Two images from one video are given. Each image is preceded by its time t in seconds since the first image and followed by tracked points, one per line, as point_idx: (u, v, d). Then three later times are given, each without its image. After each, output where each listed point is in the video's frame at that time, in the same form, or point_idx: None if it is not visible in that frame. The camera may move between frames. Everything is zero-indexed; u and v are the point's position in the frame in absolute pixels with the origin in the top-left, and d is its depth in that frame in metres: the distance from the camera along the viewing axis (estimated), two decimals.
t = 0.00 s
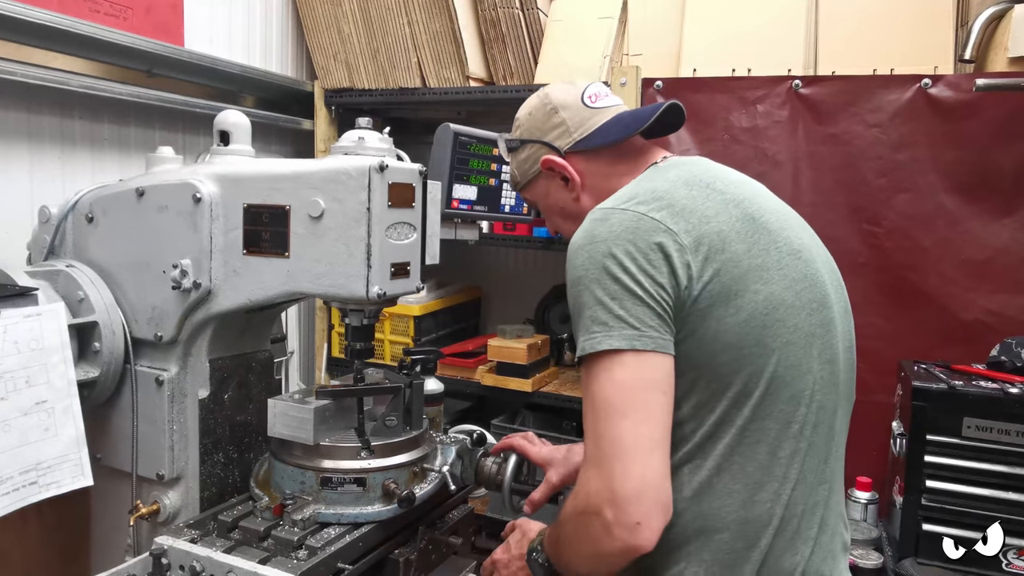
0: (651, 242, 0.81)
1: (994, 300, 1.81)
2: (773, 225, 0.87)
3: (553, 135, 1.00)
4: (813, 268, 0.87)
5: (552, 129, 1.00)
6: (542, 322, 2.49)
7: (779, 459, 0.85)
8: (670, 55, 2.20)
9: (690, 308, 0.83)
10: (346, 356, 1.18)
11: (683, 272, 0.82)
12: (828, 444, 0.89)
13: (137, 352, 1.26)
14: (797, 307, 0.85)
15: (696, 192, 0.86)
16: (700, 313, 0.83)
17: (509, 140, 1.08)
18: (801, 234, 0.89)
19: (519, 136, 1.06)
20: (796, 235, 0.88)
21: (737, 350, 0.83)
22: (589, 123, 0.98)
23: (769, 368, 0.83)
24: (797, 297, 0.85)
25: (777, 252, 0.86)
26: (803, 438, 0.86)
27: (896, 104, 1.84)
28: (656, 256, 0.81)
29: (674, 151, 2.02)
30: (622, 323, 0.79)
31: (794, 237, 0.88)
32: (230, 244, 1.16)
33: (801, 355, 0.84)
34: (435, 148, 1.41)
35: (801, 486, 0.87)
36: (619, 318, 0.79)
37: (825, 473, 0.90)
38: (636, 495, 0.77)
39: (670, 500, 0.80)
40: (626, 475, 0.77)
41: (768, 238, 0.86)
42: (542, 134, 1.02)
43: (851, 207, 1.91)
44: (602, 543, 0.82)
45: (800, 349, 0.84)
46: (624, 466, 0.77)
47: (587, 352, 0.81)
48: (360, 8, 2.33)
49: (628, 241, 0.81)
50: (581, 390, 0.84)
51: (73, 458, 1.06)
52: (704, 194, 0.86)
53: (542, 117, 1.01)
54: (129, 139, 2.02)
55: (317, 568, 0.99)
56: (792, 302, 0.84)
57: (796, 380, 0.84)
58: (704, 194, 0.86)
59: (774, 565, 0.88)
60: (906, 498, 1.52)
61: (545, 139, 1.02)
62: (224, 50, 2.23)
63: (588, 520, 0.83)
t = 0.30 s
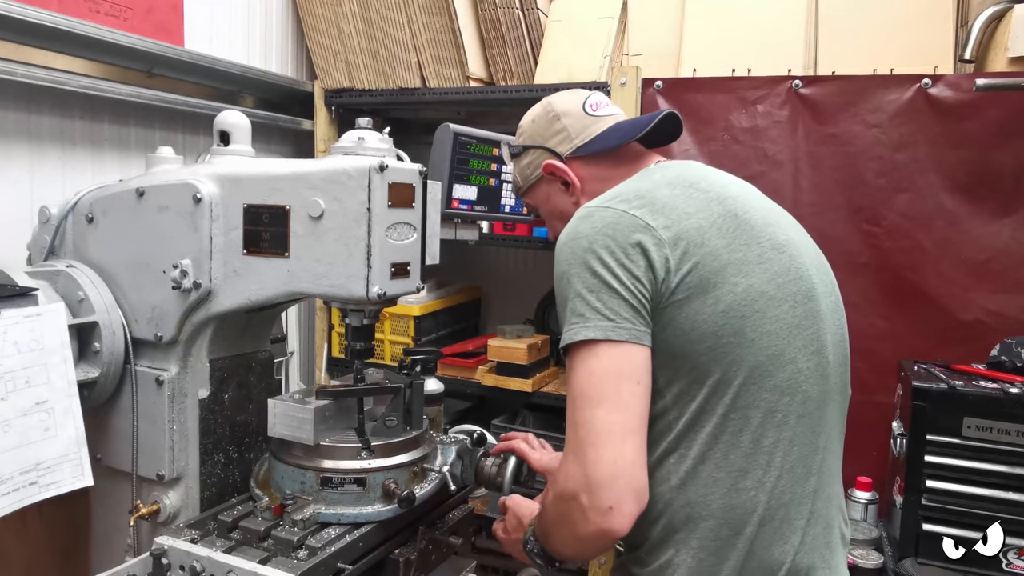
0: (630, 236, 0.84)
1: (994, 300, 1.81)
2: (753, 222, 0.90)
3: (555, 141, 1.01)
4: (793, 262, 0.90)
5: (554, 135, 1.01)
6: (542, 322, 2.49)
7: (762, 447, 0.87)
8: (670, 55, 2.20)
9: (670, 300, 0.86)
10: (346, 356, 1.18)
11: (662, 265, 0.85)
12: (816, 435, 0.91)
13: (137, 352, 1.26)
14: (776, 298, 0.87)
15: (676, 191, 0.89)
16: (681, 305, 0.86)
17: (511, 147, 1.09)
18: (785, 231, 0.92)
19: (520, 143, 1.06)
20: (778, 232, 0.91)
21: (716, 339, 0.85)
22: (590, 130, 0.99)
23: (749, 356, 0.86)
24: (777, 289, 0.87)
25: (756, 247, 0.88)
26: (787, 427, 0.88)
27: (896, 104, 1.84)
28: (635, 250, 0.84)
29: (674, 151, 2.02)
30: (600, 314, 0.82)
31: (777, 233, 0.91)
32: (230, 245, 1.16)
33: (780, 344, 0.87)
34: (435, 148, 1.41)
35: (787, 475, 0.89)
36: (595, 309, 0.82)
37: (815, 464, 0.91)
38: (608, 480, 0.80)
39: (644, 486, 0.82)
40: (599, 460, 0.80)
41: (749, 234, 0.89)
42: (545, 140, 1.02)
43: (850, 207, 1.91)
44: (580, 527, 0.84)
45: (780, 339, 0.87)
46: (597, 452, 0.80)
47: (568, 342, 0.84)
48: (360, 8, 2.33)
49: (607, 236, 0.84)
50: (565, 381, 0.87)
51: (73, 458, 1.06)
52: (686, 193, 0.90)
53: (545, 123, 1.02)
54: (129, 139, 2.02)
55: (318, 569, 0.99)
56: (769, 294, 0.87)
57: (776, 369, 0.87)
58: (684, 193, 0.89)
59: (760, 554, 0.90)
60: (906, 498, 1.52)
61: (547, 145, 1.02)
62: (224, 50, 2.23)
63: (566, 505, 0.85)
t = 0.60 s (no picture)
0: (619, 234, 0.84)
1: (994, 300, 1.81)
2: (741, 221, 0.90)
3: (548, 145, 1.02)
4: (782, 260, 0.90)
5: (546, 139, 1.02)
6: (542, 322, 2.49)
7: (754, 443, 0.87)
8: (670, 55, 2.20)
9: (660, 298, 0.86)
10: (346, 357, 1.18)
11: (652, 263, 0.85)
12: (808, 430, 0.91)
13: (137, 353, 1.26)
14: (765, 296, 0.87)
15: (665, 190, 0.89)
16: (671, 302, 0.86)
17: (504, 150, 1.09)
18: (774, 229, 0.93)
19: (515, 146, 1.06)
20: (767, 230, 0.91)
21: (705, 336, 0.85)
22: (583, 134, 0.99)
23: (739, 353, 0.86)
24: (766, 287, 0.88)
25: (744, 245, 0.89)
26: (779, 422, 0.88)
27: (896, 104, 1.85)
28: (624, 248, 0.84)
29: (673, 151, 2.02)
30: (590, 312, 0.82)
31: (766, 232, 0.91)
32: (230, 245, 1.16)
33: (770, 341, 0.87)
34: (434, 149, 1.41)
35: (779, 470, 0.89)
36: (586, 306, 0.82)
37: (807, 459, 0.91)
38: (600, 476, 0.80)
39: (635, 482, 0.82)
40: (590, 456, 0.80)
41: (737, 233, 0.89)
42: (537, 144, 1.03)
43: (850, 207, 1.91)
44: (571, 523, 0.84)
45: (770, 336, 0.87)
46: (589, 447, 0.80)
47: (558, 341, 0.84)
48: (360, 8, 2.33)
49: (597, 235, 0.84)
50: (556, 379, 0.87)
51: (73, 458, 1.06)
52: (675, 192, 0.90)
53: (538, 127, 1.02)
54: (129, 139, 2.02)
55: (318, 569, 0.99)
56: (758, 291, 0.87)
57: (767, 365, 0.87)
58: (672, 192, 0.89)
59: (754, 548, 0.90)
60: (906, 499, 1.52)
61: (539, 149, 1.02)
62: (224, 50, 2.23)
63: (558, 501, 0.86)
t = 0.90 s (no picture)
0: (618, 234, 0.84)
1: (994, 300, 1.81)
2: (737, 220, 0.90)
3: (542, 145, 1.02)
4: (779, 259, 0.90)
5: (541, 139, 1.02)
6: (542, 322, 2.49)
7: (753, 442, 0.87)
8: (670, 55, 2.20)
9: (659, 298, 0.86)
10: (346, 357, 1.18)
11: (650, 263, 0.85)
12: (807, 429, 0.91)
13: (136, 353, 1.26)
14: (763, 295, 0.87)
15: (662, 190, 0.89)
16: (670, 302, 0.86)
17: (497, 150, 1.09)
18: (770, 228, 0.93)
19: (508, 146, 1.06)
20: (764, 229, 0.91)
21: (704, 336, 0.85)
22: (577, 134, 1.00)
23: (737, 353, 0.86)
24: (764, 286, 0.88)
25: (741, 244, 0.89)
26: (777, 422, 0.88)
27: (896, 104, 1.85)
28: (622, 248, 0.84)
29: (673, 152, 2.02)
30: (589, 313, 0.82)
31: (763, 231, 0.91)
32: (230, 245, 1.16)
33: (769, 340, 0.87)
34: (434, 149, 1.42)
35: (778, 469, 0.89)
36: (584, 307, 0.82)
37: (805, 457, 0.91)
38: (600, 477, 0.80)
39: (635, 483, 0.82)
40: (590, 458, 0.80)
41: (735, 232, 0.89)
42: (531, 144, 1.03)
43: (850, 207, 1.91)
44: (571, 524, 0.84)
45: (768, 335, 0.87)
46: (589, 449, 0.80)
47: (557, 342, 0.84)
48: (360, 8, 2.33)
49: (595, 236, 0.84)
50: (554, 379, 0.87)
51: (73, 459, 1.06)
52: (672, 192, 0.90)
53: (532, 127, 1.02)
54: (129, 139, 2.02)
55: (318, 569, 0.99)
56: (756, 290, 0.87)
57: (765, 365, 0.87)
58: (669, 192, 0.89)
59: (753, 548, 0.90)
60: (906, 499, 1.52)
61: (533, 149, 1.03)
62: (224, 51, 2.23)
63: (558, 502, 0.86)
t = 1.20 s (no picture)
0: (614, 235, 0.84)
1: (994, 301, 1.81)
2: (734, 221, 0.90)
3: (539, 146, 1.01)
4: (775, 259, 0.90)
5: (538, 140, 1.02)
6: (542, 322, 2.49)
7: (750, 443, 0.87)
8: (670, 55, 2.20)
9: (655, 299, 0.86)
10: (346, 357, 1.18)
11: (646, 264, 0.85)
12: (804, 429, 0.91)
13: (136, 353, 1.26)
14: (759, 296, 0.87)
15: (659, 191, 0.89)
16: (666, 303, 0.86)
17: (495, 151, 1.09)
18: (766, 228, 0.93)
19: (505, 148, 1.06)
20: (760, 230, 0.92)
21: (700, 337, 0.85)
22: (573, 136, 1.00)
23: (734, 353, 0.86)
24: (760, 287, 0.88)
25: (737, 245, 0.89)
26: (774, 422, 0.88)
27: (896, 104, 1.85)
28: (618, 249, 0.84)
29: (673, 152, 2.02)
30: (585, 314, 0.82)
31: (759, 231, 0.91)
32: (230, 246, 1.16)
33: (765, 341, 0.87)
34: (434, 150, 1.42)
35: (775, 470, 0.89)
36: (580, 308, 0.82)
37: (802, 458, 0.91)
38: (597, 479, 0.80)
39: (631, 485, 0.83)
40: (587, 459, 0.80)
41: (731, 233, 0.89)
42: (528, 146, 1.03)
43: (850, 207, 1.91)
44: (567, 525, 0.84)
45: (765, 336, 0.87)
46: (585, 451, 0.80)
47: (553, 343, 0.84)
48: (360, 8, 2.33)
49: (590, 237, 0.84)
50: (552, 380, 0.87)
51: (73, 459, 1.06)
52: (668, 193, 0.90)
53: (529, 129, 1.02)
54: (129, 139, 2.02)
55: (318, 569, 0.99)
56: (752, 291, 0.87)
57: (762, 366, 0.87)
58: (666, 193, 0.89)
59: (751, 549, 0.90)
60: (906, 499, 1.52)
61: (530, 150, 1.02)
62: (224, 51, 2.23)
63: (554, 504, 0.86)
